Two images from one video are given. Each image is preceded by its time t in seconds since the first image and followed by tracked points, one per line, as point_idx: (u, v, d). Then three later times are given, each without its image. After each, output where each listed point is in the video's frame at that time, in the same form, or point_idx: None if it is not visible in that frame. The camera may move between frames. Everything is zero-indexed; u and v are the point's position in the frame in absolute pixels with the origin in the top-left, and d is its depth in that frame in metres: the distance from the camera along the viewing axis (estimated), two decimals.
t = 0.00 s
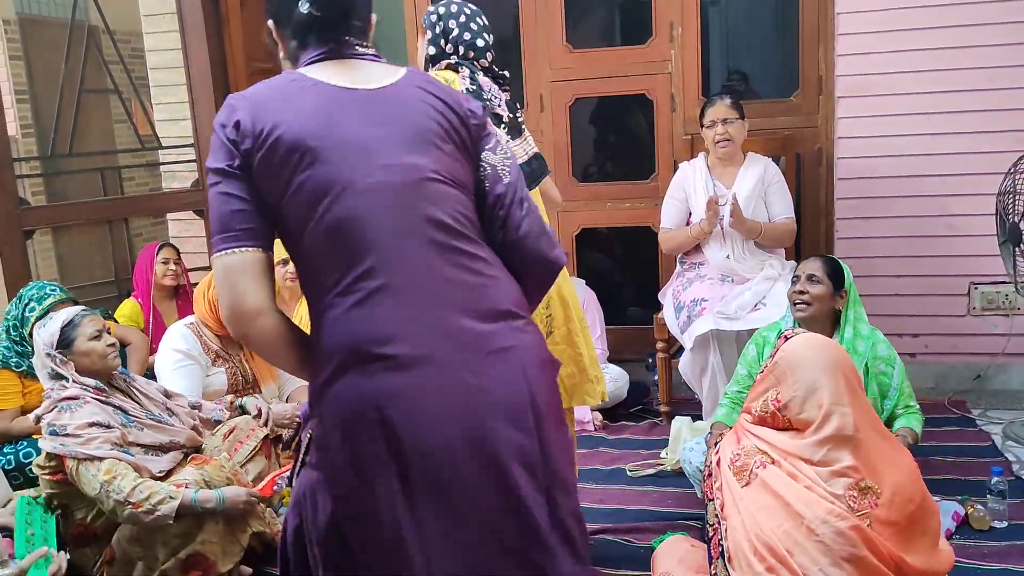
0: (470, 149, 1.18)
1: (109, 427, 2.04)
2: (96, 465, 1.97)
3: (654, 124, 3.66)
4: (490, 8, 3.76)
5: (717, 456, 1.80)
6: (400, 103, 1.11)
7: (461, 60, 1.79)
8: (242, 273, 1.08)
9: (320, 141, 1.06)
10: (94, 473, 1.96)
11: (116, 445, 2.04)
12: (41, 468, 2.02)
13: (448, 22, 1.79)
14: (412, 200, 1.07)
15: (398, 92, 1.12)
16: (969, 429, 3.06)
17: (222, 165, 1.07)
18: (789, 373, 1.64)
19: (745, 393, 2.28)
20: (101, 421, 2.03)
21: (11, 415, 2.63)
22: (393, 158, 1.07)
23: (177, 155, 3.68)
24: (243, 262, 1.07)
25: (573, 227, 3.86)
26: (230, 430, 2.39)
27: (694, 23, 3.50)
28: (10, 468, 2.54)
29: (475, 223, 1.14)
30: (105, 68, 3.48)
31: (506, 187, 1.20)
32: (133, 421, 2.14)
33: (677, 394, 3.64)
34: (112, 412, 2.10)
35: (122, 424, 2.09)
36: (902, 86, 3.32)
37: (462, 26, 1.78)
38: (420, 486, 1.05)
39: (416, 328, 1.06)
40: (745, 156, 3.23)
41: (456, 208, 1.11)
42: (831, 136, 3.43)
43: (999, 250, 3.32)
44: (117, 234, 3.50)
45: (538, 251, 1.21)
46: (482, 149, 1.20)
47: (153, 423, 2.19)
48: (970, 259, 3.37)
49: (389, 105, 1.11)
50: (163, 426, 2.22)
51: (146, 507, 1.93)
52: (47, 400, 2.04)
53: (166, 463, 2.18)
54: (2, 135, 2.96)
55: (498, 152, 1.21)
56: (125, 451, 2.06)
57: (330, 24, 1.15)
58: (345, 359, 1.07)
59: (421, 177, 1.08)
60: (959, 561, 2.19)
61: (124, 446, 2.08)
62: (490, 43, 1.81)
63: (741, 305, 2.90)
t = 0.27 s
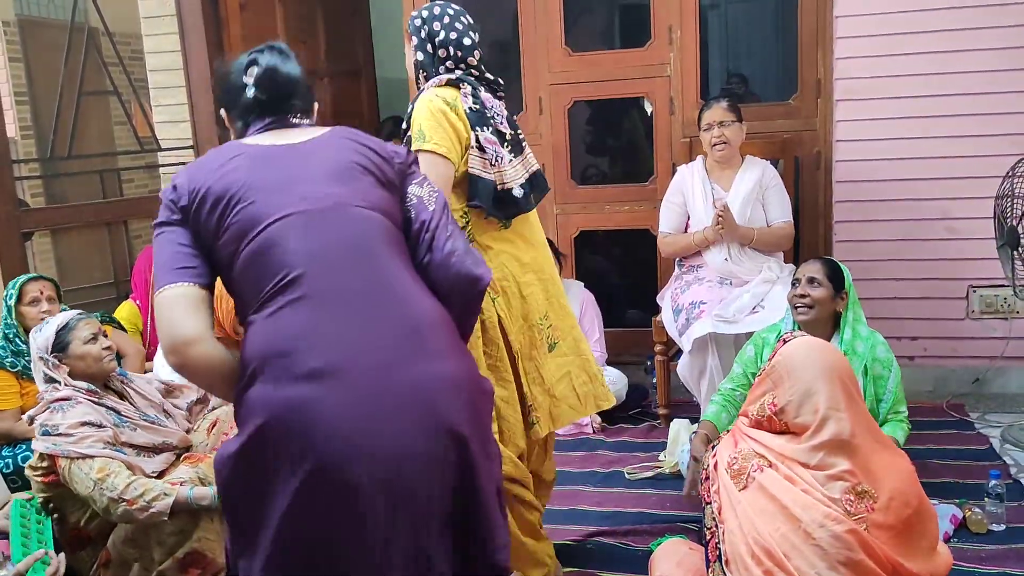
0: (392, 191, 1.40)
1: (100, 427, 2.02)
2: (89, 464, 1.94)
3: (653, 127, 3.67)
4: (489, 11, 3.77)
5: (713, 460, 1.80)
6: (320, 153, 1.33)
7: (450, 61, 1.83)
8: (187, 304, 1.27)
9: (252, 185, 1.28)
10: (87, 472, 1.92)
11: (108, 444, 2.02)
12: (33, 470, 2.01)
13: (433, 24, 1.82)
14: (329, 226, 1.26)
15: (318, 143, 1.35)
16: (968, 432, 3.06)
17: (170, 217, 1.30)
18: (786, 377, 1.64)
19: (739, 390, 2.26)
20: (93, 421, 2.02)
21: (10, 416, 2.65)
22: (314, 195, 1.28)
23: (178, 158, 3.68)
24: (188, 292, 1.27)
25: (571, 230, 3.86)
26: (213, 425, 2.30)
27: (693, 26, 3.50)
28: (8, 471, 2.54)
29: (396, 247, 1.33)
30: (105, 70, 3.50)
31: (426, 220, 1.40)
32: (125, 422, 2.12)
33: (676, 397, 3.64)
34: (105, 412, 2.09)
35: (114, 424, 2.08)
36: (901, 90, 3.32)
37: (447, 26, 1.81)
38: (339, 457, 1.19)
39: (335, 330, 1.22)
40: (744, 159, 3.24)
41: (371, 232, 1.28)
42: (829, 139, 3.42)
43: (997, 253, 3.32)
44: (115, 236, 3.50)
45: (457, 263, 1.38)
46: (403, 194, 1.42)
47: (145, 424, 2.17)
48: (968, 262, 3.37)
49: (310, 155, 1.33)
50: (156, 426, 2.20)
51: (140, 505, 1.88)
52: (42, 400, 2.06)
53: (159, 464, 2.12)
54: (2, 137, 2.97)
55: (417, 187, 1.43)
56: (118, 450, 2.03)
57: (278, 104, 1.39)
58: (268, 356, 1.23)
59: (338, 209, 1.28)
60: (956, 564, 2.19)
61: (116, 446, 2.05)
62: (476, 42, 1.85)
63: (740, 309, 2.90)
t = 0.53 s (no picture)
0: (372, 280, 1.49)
1: (101, 430, 2.02)
2: (87, 467, 1.94)
3: (650, 129, 3.67)
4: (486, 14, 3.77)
5: (710, 462, 1.80)
6: (304, 244, 1.45)
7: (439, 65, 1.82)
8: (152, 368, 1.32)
9: (236, 272, 1.39)
10: (84, 474, 1.93)
11: (107, 448, 2.01)
12: (33, 470, 2.04)
13: (424, 26, 1.80)
14: (305, 296, 1.34)
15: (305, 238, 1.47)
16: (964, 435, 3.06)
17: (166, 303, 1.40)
18: (782, 381, 1.64)
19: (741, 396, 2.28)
20: (94, 424, 2.02)
21: (6, 420, 2.65)
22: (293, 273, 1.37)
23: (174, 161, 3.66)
24: (156, 361, 1.32)
25: (568, 233, 3.86)
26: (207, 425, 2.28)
27: (690, 29, 3.50)
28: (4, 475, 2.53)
29: (372, 321, 1.40)
30: (102, 73, 3.47)
31: (402, 299, 1.49)
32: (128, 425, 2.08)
33: (672, 399, 3.64)
34: (107, 416, 2.07)
35: (116, 427, 2.05)
36: (898, 93, 3.33)
37: (438, 29, 1.79)
38: (309, 500, 1.21)
39: (310, 387, 1.27)
40: (740, 162, 3.24)
41: (346, 302, 1.36)
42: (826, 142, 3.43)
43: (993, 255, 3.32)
44: (112, 239, 3.49)
45: (436, 344, 1.46)
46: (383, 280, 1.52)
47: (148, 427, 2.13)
48: (964, 265, 3.38)
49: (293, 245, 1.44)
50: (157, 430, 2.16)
51: (139, 507, 1.88)
52: (45, 400, 2.06)
53: (159, 468, 2.07)
54: None
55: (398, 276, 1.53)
56: (118, 453, 2.01)
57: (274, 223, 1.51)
58: (241, 416, 1.27)
59: (314, 284, 1.36)
60: (953, 567, 2.19)
61: (116, 450, 2.02)
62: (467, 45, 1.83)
63: (736, 311, 2.91)
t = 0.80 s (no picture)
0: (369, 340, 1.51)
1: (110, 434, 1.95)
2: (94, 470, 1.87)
3: (647, 132, 3.67)
4: (482, 16, 3.78)
5: (706, 463, 1.80)
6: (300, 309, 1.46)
7: (427, 75, 1.80)
8: (140, 422, 1.34)
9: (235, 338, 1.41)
10: (91, 477, 1.85)
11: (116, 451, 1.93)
12: (38, 469, 1.96)
13: (416, 33, 1.78)
14: (302, 359, 1.36)
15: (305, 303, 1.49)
16: (960, 436, 3.07)
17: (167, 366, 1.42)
18: (778, 383, 1.63)
19: (739, 400, 2.29)
20: (102, 427, 1.96)
21: None
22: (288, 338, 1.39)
23: (169, 163, 3.64)
24: (143, 415, 1.35)
25: (565, 235, 3.86)
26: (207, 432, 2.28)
27: (685, 32, 3.51)
28: None
29: (367, 383, 1.41)
30: (97, 76, 3.47)
31: (398, 357, 1.50)
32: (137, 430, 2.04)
33: (669, 401, 3.64)
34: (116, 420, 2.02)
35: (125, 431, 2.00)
36: (893, 95, 3.34)
37: (429, 37, 1.78)
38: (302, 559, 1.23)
39: (300, 450, 1.28)
40: (735, 164, 3.24)
41: (341, 367, 1.37)
42: (821, 143, 3.43)
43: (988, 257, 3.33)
44: (108, 242, 3.49)
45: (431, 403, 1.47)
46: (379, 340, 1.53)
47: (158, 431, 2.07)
48: (960, 267, 3.38)
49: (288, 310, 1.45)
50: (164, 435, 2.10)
51: (146, 506, 1.79)
52: (54, 401, 1.99)
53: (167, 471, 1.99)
54: None
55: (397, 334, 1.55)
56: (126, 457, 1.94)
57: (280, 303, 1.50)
58: (237, 475, 1.29)
59: (310, 350, 1.38)
60: (949, 568, 2.19)
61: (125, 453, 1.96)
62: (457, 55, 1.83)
63: (732, 313, 2.91)
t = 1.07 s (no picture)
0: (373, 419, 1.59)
1: (115, 444, 1.97)
2: (102, 481, 1.91)
3: (644, 133, 3.68)
4: (480, 17, 3.78)
5: (704, 462, 1.80)
6: (309, 391, 1.53)
7: (407, 82, 1.80)
8: (161, 471, 1.43)
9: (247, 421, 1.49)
10: (100, 489, 1.89)
11: (122, 462, 1.96)
12: (42, 475, 1.95)
13: (399, 41, 1.78)
14: (305, 453, 1.46)
15: (312, 379, 1.56)
16: (957, 436, 3.07)
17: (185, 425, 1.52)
18: (778, 383, 1.64)
19: (735, 397, 2.29)
20: (108, 437, 1.96)
21: None
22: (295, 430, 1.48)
23: (167, 165, 3.63)
24: (165, 466, 1.44)
25: (562, 236, 3.86)
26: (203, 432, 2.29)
27: (682, 32, 3.51)
28: None
29: (365, 470, 1.52)
30: (94, 78, 3.46)
31: (399, 441, 1.59)
32: (141, 436, 2.05)
33: (667, 402, 3.64)
34: (120, 426, 2.02)
35: (129, 439, 2.01)
36: (890, 96, 3.34)
37: (412, 46, 1.78)
38: None
39: (300, 545, 1.41)
40: (733, 164, 3.24)
41: (342, 463, 1.48)
42: (818, 144, 3.44)
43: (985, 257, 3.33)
44: (106, 243, 3.49)
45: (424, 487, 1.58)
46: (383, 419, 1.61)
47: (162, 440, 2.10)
48: (957, 267, 3.39)
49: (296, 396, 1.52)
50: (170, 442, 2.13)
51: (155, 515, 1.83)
52: (56, 406, 1.99)
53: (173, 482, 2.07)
54: None
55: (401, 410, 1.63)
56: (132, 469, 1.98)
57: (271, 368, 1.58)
58: (241, 554, 1.43)
59: (315, 447, 1.47)
60: (947, 569, 2.19)
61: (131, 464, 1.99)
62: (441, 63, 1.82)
63: (729, 313, 2.91)
